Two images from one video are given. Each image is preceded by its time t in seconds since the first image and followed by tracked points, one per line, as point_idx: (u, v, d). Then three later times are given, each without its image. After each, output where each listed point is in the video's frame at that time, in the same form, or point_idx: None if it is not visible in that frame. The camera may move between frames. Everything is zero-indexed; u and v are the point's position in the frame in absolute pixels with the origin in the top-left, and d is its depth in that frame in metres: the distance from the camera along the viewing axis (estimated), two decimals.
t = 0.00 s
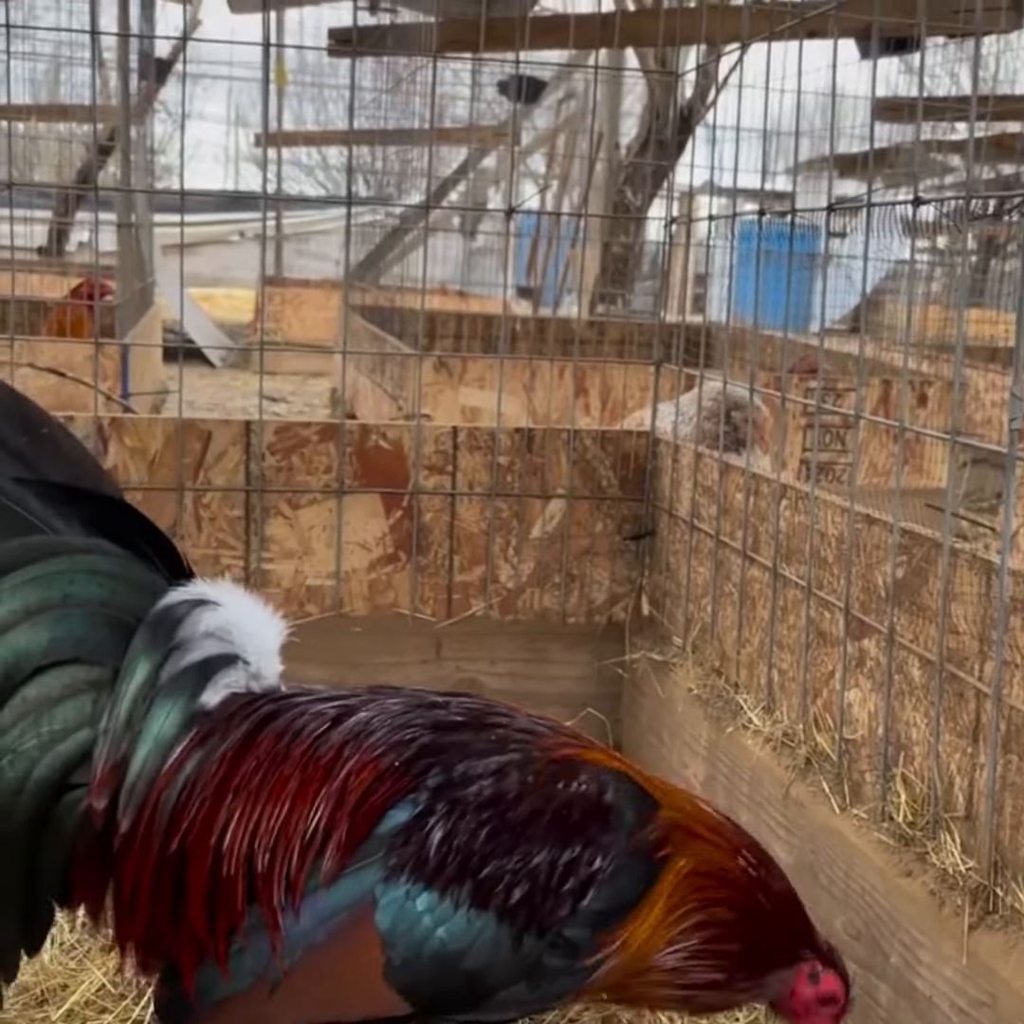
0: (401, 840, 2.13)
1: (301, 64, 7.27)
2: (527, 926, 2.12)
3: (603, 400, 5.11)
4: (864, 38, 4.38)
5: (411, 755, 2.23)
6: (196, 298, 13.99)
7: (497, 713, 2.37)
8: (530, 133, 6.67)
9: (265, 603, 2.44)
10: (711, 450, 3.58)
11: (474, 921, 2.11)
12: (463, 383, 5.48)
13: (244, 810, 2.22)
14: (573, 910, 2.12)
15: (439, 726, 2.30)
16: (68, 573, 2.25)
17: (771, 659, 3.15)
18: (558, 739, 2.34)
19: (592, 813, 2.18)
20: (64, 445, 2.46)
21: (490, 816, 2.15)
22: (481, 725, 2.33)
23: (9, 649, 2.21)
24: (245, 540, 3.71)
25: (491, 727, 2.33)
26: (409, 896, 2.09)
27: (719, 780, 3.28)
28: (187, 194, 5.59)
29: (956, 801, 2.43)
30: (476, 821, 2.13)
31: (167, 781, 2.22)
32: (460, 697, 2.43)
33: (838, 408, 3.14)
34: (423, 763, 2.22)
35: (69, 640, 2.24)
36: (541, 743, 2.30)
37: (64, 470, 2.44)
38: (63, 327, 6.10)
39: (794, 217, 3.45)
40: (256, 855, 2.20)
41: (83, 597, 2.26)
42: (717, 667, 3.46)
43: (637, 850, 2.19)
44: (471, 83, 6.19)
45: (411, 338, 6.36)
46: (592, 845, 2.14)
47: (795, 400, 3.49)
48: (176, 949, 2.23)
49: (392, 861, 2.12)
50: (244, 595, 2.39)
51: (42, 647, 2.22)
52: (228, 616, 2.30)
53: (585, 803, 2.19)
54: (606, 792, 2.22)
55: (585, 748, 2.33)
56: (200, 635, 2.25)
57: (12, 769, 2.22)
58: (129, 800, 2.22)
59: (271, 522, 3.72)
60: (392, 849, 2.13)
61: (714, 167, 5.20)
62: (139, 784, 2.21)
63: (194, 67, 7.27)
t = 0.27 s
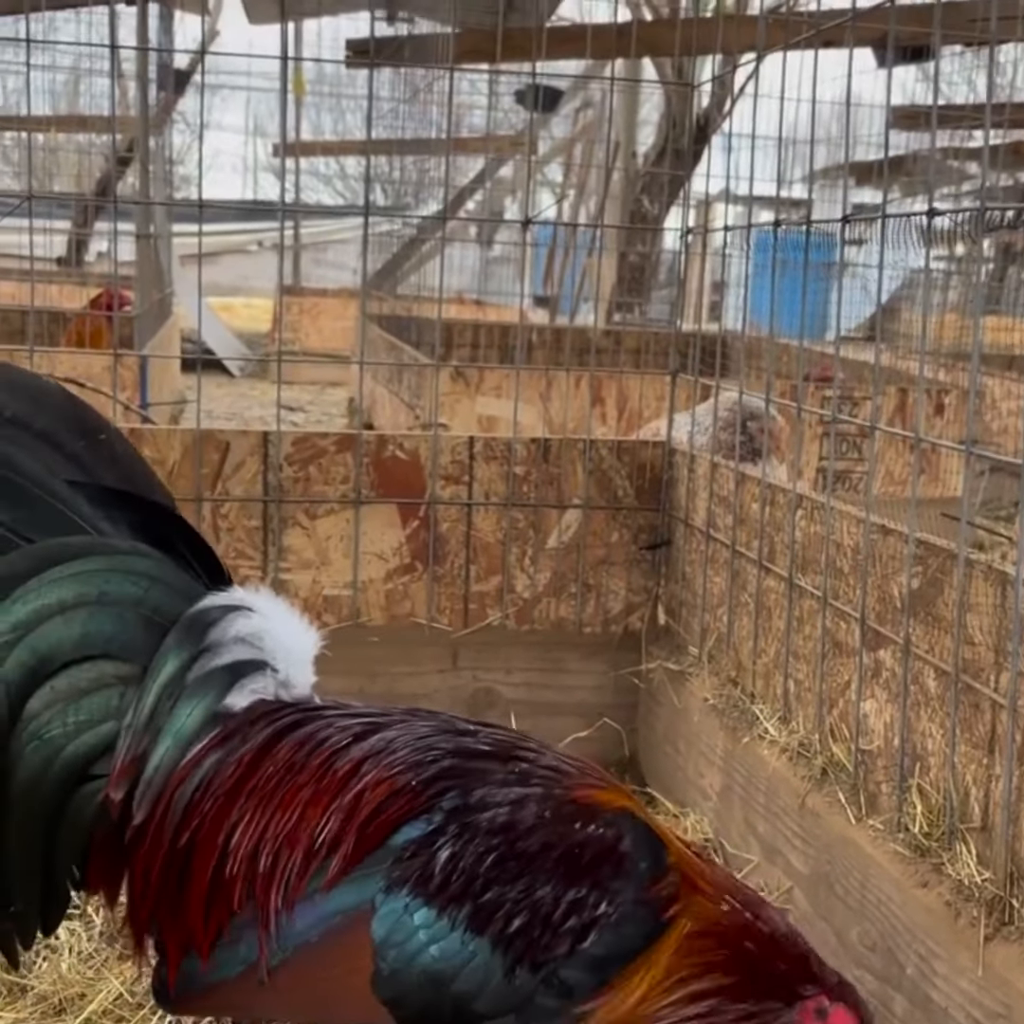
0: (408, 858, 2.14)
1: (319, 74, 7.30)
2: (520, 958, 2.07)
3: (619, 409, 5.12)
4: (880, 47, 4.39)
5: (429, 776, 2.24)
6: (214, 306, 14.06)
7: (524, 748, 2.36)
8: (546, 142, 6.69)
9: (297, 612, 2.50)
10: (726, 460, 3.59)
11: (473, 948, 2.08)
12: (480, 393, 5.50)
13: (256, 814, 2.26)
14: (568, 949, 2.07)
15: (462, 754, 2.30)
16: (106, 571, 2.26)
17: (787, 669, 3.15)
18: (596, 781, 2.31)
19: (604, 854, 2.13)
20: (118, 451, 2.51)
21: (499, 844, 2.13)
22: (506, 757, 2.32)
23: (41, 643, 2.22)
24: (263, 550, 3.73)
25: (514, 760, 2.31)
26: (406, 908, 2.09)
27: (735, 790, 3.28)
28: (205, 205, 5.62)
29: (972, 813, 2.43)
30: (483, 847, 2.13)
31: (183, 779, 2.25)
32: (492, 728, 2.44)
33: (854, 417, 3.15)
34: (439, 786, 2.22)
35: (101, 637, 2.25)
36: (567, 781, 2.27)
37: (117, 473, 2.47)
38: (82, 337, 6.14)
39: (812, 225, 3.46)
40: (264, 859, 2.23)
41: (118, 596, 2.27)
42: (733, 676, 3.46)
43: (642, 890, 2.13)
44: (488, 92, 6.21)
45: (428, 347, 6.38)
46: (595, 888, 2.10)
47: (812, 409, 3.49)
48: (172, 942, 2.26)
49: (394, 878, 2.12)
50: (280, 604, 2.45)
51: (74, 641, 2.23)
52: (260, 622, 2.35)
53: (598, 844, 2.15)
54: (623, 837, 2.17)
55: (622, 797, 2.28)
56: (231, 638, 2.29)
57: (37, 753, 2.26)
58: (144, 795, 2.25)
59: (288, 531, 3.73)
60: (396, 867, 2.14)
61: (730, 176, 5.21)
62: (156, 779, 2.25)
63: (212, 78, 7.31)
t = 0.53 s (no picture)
0: (396, 876, 2.03)
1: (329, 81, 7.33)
2: (496, 996, 1.91)
3: (627, 416, 5.14)
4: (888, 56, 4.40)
5: (430, 792, 2.11)
6: (224, 311, 14.11)
7: (546, 768, 2.18)
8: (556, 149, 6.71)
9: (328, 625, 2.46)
10: (735, 468, 3.60)
11: (448, 979, 1.94)
12: (490, 400, 5.52)
13: (256, 822, 2.21)
14: (550, 992, 1.88)
15: (472, 771, 2.15)
16: (132, 579, 2.31)
17: (796, 678, 3.15)
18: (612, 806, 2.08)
19: (597, 893, 1.91)
20: (171, 453, 2.50)
21: (483, 874, 1.98)
22: (521, 779, 2.15)
23: (64, 643, 2.26)
24: (273, 557, 3.74)
25: (531, 780, 2.14)
26: (385, 931, 1.97)
27: (743, 797, 3.29)
28: (215, 213, 5.64)
29: (979, 821, 2.43)
30: (466, 874, 1.98)
31: (191, 782, 2.25)
32: (523, 748, 2.26)
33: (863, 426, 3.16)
34: (441, 803, 2.10)
35: (123, 639, 2.30)
36: (579, 808, 2.06)
37: (165, 476, 2.48)
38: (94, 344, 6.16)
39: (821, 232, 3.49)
40: (259, 869, 2.18)
41: (142, 600, 2.31)
42: (741, 684, 3.47)
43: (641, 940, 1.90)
44: (498, 100, 6.22)
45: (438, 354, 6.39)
46: (581, 932, 1.89)
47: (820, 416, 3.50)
48: (179, 944, 2.27)
49: (377, 897, 2.02)
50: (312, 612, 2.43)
51: (98, 641, 2.28)
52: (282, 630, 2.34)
53: (598, 883, 1.92)
54: (625, 875, 1.93)
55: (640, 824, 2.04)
56: (249, 643, 2.30)
57: (57, 751, 2.31)
58: (152, 795, 2.27)
59: (298, 539, 3.75)
60: (382, 883, 2.03)
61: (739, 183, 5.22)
62: (167, 780, 2.27)
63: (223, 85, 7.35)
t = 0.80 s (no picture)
0: (389, 887, 2.02)
1: (329, 84, 7.35)
2: (491, 1007, 1.91)
3: (625, 419, 5.15)
4: (888, 61, 4.41)
5: (419, 799, 2.07)
6: (223, 313, 14.12)
7: (540, 765, 2.11)
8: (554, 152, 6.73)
9: (322, 633, 2.43)
10: (732, 472, 3.61)
11: (445, 995, 1.94)
12: (488, 402, 5.54)
13: (249, 836, 2.19)
14: (548, 1004, 1.87)
15: (462, 777, 2.10)
16: (126, 578, 2.33)
17: (792, 681, 3.16)
18: (601, 796, 2.02)
19: (588, 898, 1.88)
20: (175, 456, 2.51)
21: (473, 885, 1.96)
22: (513, 780, 2.09)
23: (59, 648, 2.30)
24: (271, 559, 3.75)
25: (522, 781, 2.08)
26: (380, 945, 1.98)
27: (739, 800, 3.29)
28: (214, 215, 5.65)
29: (975, 824, 2.44)
30: (456, 886, 1.96)
31: (183, 798, 2.24)
32: (514, 744, 2.20)
33: (860, 431, 3.16)
34: (429, 809, 2.06)
35: (119, 644, 2.32)
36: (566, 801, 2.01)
37: (168, 479, 2.48)
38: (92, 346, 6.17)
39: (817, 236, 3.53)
40: (254, 884, 2.16)
41: (136, 604, 2.33)
42: (738, 688, 3.48)
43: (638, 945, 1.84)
44: (497, 103, 6.23)
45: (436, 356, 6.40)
46: (575, 943, 1.87)
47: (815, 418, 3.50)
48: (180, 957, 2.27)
49: (372, 910, 2.01)
50: (306, 623, 2.41)
51: (93, 647, 2.31)
52: (276, 642, 2.32)
53: (588, 890, 1.89)
54: (615, 879, 1.89)
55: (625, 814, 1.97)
56: (240, 656, 2.27)
57: (49, 757, 2.33)
58: (145, 810, 2.27)
59: (297, 541, 3.75)
60: (375, 893, 2.03)
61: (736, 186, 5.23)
62: (158, 796, 2.26)
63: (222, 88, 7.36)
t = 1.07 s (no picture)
0: (380, 906, 1.88)
1: (318, 85, 7.35)
2: (509, 994, 1.83)
3: (616, 421, 5.15)
4: (879, 63, 4.42)
5: (386, 804, 1.92)
6: (211, 313, 14.11)
7: (490, 735, 1.97)
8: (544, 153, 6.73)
9: (276, 650, 2.18)
10: (723, 474, 3.60)
11: (461, 991, 1.85)
12: (479, 404, 5.53)
13: (240, 878, 1.98)
14: (559, 972, 1.81)
15: (420, 772, 1.95)
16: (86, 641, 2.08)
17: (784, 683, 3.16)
18: (545, 749, 1.93)
19: (565, 858, 1.81)
20: (110, 503, 2.26)
21: (453, 880, 1.83)
22: (470, 757, 1.95)
23: (23, 716, 2.05)
24: (262, 562, 3.73)
25: (477, 763, 1.94)
26: (387, 963, 1.86)
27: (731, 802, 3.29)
28: (204, 215, 5.63)
29: (967, 828, 2.45)
30: (438, 885, 1.83)
31: (164, 849, 2.00)
32: (462, 717, 2.05)
33: (852, 433, 3.11)
34: (395, 814, 1.91)
35: (85, 705, 2.07)
36: (520, 763, 1.91)
37: (110, 527, 2.24)
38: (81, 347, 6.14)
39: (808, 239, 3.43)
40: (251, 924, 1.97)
41: (98, 663, 2.08)
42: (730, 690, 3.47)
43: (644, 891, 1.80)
44: (487, 104, 6.23)
45: (426, 358, 6.38)
46: (569, 905, 1.80)
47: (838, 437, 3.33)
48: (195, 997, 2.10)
49: (371, 931, 1.87)
50: (258, 647, 2.14)
51: (58, 711, 2.06)
52: (231, 674, 2.05)
53: (564, 845, 1.82)
54: (589, 830, 1.82)
55: (576, 751, 1.92)
56: (203, 698, 2.02)
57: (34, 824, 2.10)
58: (132, 869, 2.03)
59: (287, 543, 3.74)
60: (371, 915, 1.88)
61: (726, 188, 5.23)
62: (141, 853, 2.01)
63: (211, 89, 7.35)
